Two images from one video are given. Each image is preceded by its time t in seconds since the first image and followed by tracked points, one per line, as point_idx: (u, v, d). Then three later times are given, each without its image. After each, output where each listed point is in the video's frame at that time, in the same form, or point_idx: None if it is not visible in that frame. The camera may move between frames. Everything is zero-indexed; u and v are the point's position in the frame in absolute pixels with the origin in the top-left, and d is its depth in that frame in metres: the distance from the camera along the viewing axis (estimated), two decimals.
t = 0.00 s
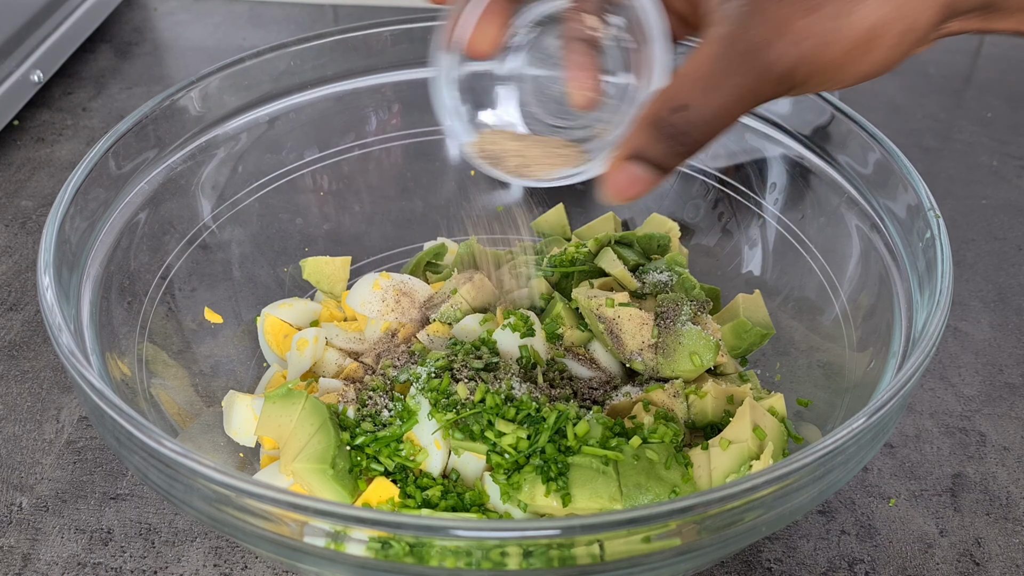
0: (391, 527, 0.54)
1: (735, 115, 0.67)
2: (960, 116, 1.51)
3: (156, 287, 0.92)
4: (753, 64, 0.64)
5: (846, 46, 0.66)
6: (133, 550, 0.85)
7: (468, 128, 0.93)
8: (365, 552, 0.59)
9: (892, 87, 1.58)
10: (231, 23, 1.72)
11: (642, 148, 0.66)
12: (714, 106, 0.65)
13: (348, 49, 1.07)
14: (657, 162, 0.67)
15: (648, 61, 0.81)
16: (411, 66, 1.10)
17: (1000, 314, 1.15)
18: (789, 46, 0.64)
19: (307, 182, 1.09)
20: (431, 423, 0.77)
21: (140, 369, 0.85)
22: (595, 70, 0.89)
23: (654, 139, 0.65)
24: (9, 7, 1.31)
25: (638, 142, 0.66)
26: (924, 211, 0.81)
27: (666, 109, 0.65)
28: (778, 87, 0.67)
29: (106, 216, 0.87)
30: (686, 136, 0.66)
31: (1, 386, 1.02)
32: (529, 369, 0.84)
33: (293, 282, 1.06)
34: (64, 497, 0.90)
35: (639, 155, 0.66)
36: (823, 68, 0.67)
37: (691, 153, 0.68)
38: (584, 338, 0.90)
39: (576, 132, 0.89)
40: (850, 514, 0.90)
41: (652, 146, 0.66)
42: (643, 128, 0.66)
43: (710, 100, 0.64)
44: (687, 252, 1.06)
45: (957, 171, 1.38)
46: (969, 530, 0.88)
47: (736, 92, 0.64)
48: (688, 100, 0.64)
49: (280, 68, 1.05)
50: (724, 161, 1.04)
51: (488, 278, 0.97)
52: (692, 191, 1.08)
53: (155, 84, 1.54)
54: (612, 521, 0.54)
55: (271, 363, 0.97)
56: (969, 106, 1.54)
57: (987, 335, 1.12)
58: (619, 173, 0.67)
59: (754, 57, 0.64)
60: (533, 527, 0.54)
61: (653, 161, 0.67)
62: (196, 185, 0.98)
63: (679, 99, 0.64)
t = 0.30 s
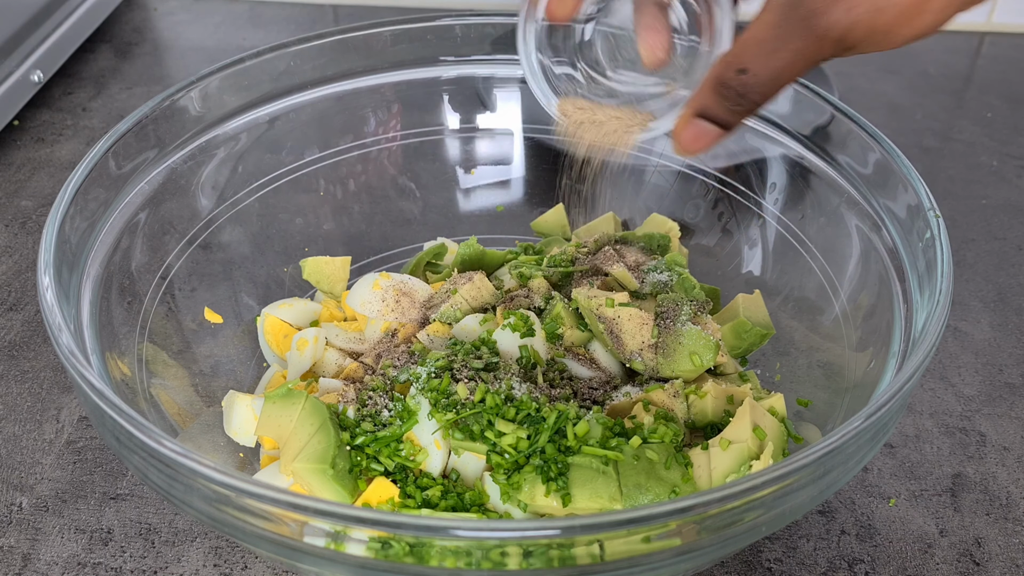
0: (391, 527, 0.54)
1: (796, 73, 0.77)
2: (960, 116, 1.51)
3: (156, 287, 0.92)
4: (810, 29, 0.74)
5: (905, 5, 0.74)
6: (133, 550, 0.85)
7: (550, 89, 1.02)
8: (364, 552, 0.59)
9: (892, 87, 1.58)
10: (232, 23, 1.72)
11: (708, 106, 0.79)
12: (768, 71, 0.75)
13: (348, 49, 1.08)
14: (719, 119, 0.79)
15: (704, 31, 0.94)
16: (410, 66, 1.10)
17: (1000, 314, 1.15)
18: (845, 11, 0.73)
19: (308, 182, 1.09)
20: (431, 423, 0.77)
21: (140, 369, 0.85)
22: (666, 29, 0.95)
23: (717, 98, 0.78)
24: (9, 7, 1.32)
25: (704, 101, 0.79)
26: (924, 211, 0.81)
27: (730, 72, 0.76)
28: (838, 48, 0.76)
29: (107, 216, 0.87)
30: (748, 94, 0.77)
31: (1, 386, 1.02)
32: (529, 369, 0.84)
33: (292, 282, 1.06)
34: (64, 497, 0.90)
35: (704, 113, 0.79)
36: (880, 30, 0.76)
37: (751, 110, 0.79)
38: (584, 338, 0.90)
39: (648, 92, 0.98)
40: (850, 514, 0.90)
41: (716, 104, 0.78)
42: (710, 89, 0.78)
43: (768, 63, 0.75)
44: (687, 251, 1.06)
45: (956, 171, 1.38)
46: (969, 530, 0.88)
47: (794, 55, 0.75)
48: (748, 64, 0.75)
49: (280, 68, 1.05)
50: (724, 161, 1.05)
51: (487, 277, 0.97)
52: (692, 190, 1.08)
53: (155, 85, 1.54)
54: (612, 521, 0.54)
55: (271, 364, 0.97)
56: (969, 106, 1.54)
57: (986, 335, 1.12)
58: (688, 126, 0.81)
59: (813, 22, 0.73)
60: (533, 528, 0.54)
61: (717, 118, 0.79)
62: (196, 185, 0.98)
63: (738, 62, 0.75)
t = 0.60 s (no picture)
0: (391, 527, 0.54)
1: (609, 86, 0.73)
2: (961, 117, 1.51)
3: (156, 288, 0.92)
4: (618, 41, 0.70)
5: (717, 22, 0.72)
6: (133, 550, 0.85)
7: (396, 77, 0.84)
8: (365, 552, 0.59)
9: (893, 87, 1.58)
10: (232, 23, 1.72)
11: (534, 110, 0.73)
12: (586, 78, 0.71)
13: (348, 49, 1.08)
14: (546, 123, 0.74)
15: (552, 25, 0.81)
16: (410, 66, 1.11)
17: (1000, 314, 1.15)
18: (655, 26, 0.70)
19: (308, 182, 1.09)
20: (430, 423, 0.77)
21: (140, 369, 0.85)
22: (517, 20, 0.83)
23: (543, 104, 0.73)
24: (9, 7, 1.32)
25: (528, 104, 0.73)
26: (924, 211, 0.81)
27: (548, 78, 0.71)
28: (648, 61, 0.74)
29: (106, 216, 0.87)
30: (569, 102, 0.72)
31: (1, 386, 1.02)
32: (529, 369, 0.84)
33: (293, 282, 1.06)
34: (64, 497, 0.90)
35: (531, 117, 0.74)
36: (687, 47, 0.74)
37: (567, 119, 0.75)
38: (584, 338, 0.90)
39: (496, 91, 0.86)
40: (850, 514, 0.90)
41: (542, 109, 0.73)
42: (532, 93, 0.73)
43: (584, 69, 0.70)
44: (688, 251, 1.06)
45: (956, 171, 1.38)
46: (969, 530, 0.88)
47: (604, 67, 0.71)
48: (567, 70, 0.70)
49: (280, 68, 1.05)
50: (724, 161, 1.05)
51: (487, 278, 0.97)
52: (691, 190, 1.08)
53: (155, 84, 1.54)
54: (612, 521, 0.54)
55: (271, 364, 0.97)
56: (969, 107, 1.54)
57: (987, 335, 1.12)
58: (515, 128, 0.75)
59: (624, 33, 0.70)
60: (533, 528, 0.54)
61: (544, 120, 0.74)
62: (195, 185, 0.98)
63: (557, 66, 0.71)
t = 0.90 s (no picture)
0: (391, 528, 0.54)
1: (603, 207, 0.62)
2: (961, 116, 1.51)
3: (156, 288, 0.92)
4: (620, 159, 0.59)
5: (730, 141, 0.59)
6: (133, 550, 0.85)
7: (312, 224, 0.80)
8: (365, 552, 0.59)
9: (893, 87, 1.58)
10: (232, 23, 1.72)
11: (509, 251, 0.63)
12: (577, 210, 0.61)
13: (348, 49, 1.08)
14: (522, 264, 0.64)
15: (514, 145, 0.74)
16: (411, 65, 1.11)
17: (1000, 314, 1.15)
18: (662, 142, 0.59)
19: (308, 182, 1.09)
20: (430, 423, 0.77)
21: (140, 369, 0.85)
22: (450, 143, 0.87)
23: (519, 244, 0.63)
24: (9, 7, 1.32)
25: (505, 245, 0.63)
26: (924, 211, 0.81)
27: (529, 215, 0.61)
28: (643, 184, 0.62)
29: (107, 216, 0.87)
30: (554, 237, 0.63)
31: (1, 386, 1.02)
32: (529, 369, 0.84)
33: (293, 282, 1.06)
34: (64, 497, 0.90)
35: (508, 259, 0.64)
36: (700, 160, 0.61)
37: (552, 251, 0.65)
38: (584, 338, 0.90)
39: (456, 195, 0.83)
40: (850, 514, 0.90)
41: (517, 249, 0.63)
42: (512, 236, 0.63)
43: (573, 200, 0.61)
44: (687, 251, 1.06)
45: (956, 171, 1.38)
46: (969, 530, 0.88)
47: (600, 192, 0.61)
48: (553, 204, 0.61)
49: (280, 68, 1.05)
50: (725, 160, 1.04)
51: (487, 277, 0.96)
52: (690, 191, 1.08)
53: (155, 84, 1.54)
54: (612, 521, 0.54)
55: (271, 363, 0.97)
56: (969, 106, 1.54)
57: (987, 335, 1.12)
58: (488, 273, 0.65)
59: (629, 154, 0.59)
60: (533, 528, 0.54)
61: (521, 262, 0.64)
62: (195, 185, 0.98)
63: (539, 201, 0.61)
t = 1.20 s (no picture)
0: (391, 527, 0.54)
1: (912, 252, 0.52)
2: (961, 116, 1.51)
3: (156, 288, 0.92)
4: (934, 190, 0.50)
5: None
6: (133, 550, 0.85)
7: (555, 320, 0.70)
8: (365, 552, 0.59)
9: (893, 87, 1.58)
10: (232, 23, 1.72)
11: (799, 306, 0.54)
12: (902, 243, 0.51)
13: (348, 49, 1.08)
14: (813, 323, 0.56)
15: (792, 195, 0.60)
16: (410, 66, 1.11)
17: (1000, 314, 1.15)
18: (988, 165, 0.49)
19: (309, 182, 1.09)
20: (431, 422, 0.77)
21: (140, 369, 0.85)
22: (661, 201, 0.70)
23: (818, 296, 0.53)
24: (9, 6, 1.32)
25: (802, 302, 0.54)
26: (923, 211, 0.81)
27: (828, 267, 0.52)
28: (953, 219, 0.52)
29: (107, 216, 0.87)
30: (860, 290, 0.54)
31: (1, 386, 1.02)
32: (529, 369, 0.84)
33: (293, 282, 1.06)
34: (64, 497, 0.90)
35: (797, 318, 0.55)
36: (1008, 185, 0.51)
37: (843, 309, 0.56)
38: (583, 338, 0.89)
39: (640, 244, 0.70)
40: (849, 514, 0.90)
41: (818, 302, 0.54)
42: (799, 286, 0.53)
43: (895, 235, 0.51)
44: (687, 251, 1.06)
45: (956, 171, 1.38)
46: (969, 530, 0.88)
47: (921, 231, 0.51)
48: (863, 250, 0.51)
49: (280, 69, 1.06)
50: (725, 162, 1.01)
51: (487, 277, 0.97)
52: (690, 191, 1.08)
53: (155, 85, 1.54)
54: (612, 521, 0.54)
55: (271, 363, 0.97)
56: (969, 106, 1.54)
57: (987, 335, 1.12)
58: (773, 338, 0.57)
59: (947, 183, 0.50)
60: (534, 528, 0.54)
61: (816, 318, 0.55)
62: (194, 185, 0.98)
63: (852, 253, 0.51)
